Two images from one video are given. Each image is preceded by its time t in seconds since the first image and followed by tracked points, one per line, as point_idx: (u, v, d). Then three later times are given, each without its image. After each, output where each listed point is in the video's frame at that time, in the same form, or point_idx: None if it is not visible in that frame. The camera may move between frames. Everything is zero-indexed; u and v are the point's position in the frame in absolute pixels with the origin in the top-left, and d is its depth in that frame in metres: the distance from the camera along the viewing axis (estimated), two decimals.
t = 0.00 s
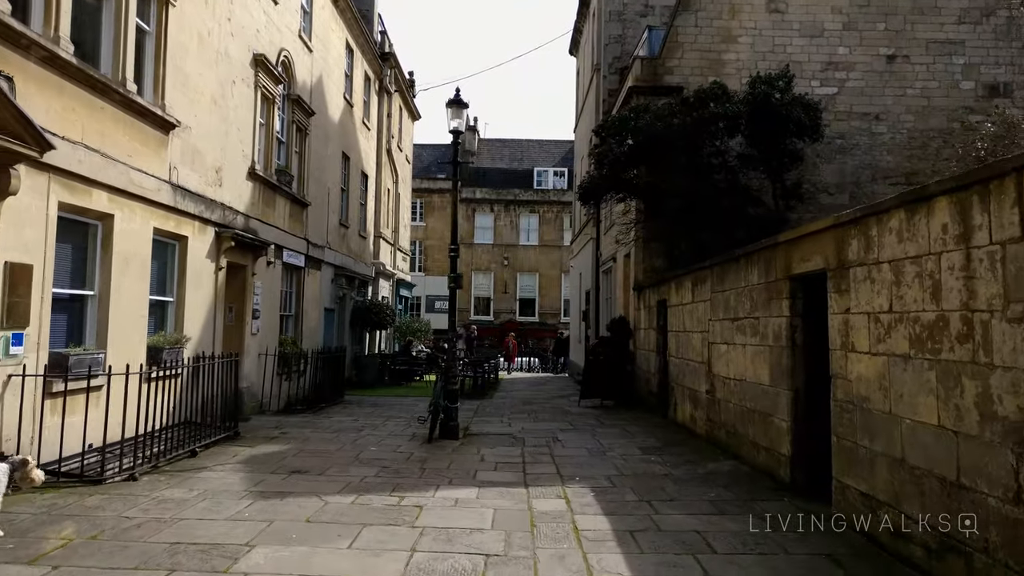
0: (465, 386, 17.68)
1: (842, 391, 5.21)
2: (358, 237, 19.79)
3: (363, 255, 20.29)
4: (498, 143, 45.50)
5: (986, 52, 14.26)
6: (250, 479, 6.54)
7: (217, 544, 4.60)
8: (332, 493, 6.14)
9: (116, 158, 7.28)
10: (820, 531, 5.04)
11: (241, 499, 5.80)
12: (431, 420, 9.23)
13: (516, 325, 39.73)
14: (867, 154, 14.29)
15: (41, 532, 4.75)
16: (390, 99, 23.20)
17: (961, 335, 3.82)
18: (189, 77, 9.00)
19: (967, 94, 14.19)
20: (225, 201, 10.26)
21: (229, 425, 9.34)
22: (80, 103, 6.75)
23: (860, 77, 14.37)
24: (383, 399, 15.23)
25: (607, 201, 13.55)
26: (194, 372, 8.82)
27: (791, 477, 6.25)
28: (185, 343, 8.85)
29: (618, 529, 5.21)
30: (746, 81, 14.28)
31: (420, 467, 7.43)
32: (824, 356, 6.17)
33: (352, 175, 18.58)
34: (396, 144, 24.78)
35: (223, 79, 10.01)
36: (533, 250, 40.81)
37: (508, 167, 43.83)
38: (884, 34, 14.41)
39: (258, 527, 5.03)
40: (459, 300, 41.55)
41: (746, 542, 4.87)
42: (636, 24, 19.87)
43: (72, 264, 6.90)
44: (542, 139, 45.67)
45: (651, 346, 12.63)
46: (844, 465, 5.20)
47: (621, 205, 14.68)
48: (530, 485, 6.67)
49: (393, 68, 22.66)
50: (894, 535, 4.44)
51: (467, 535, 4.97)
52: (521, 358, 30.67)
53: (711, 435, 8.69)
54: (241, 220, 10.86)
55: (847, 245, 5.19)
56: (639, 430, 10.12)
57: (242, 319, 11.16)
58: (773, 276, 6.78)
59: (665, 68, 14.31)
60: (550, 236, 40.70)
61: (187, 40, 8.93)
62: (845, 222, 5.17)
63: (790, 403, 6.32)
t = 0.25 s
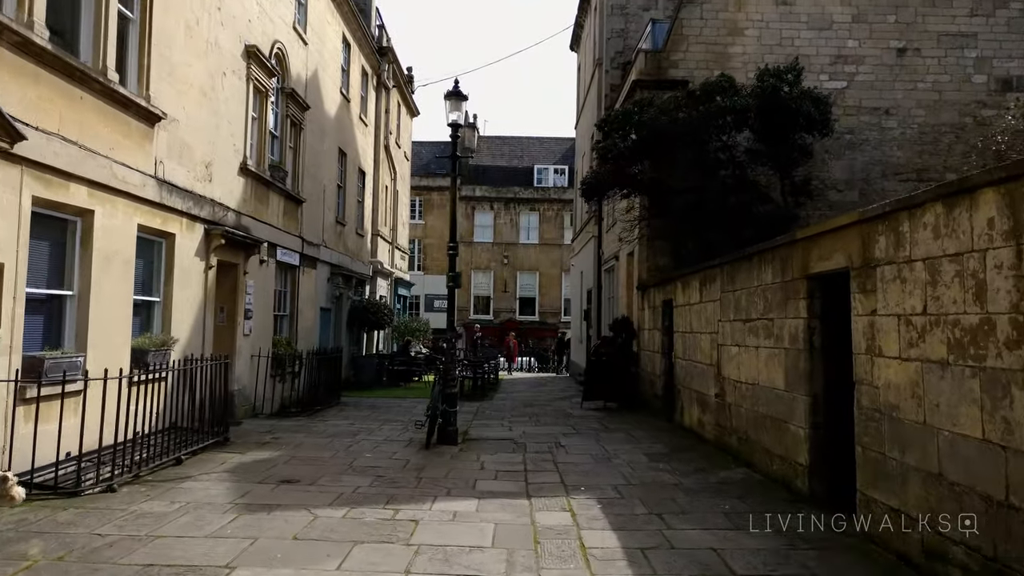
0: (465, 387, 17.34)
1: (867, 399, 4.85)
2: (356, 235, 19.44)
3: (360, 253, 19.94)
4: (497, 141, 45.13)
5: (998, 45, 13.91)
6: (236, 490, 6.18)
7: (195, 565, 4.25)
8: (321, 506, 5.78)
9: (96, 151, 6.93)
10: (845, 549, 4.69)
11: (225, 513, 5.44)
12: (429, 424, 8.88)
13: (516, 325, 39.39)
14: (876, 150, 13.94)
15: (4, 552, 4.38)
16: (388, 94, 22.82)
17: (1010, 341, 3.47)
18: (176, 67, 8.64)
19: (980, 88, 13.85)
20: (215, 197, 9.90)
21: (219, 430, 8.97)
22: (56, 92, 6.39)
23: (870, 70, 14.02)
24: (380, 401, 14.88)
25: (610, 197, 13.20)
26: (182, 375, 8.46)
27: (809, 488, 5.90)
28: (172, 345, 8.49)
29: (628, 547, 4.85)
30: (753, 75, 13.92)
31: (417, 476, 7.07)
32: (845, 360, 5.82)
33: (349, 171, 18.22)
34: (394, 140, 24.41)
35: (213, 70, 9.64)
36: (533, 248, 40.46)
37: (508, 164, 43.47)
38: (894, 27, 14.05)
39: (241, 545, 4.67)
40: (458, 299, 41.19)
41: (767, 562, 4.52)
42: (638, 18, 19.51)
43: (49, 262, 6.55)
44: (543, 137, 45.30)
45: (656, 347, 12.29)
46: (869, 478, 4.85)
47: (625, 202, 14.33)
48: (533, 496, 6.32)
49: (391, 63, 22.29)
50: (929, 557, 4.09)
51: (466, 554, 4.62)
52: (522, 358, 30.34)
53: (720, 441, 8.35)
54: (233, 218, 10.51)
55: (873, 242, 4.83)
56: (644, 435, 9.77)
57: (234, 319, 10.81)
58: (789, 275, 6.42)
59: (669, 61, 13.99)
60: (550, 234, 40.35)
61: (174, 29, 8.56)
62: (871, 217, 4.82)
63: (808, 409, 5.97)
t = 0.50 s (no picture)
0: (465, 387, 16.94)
1: (902, 402, 4.47)
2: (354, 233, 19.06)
3: (358, 252, 19.55)
4: (498, 140, 44.75)
5: (1013, 36, 13.53)
6: (220, 498, 5.79)
7: None
8: (310, 515, 5.39)
9: (73, 138, 6.56)
10: (878, 565, 4.31)
11: (206, 524, 5.05)
12: (427, 427, 8.48)
13: (517, 325, 39.00)
14: (888, 144, 13.55)
15: None
16: (386, 90, 22.44)
17: None
18: (162, 53, 8.26)
19: (995, 81, 13.48)
20: (204, 191, 9.52)
21: (208, 433, 8.57)
22: (29, 75, 6.02)
23: (881, 62, 13.65)
24: (377, 402, 14.49)
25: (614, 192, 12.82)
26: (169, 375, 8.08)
27: (832, 496, 5.52)
28: (158, 344, 8.10)
29: (642, 562, 4.47)
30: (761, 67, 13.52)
31: (414, 483, 6.68)
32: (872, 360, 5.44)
33: (346, 168, 17.83)
34: (393, 137, 24.03)
35: (202, 58, 9.26)
36: (534, 248, 40.07)
37: (508, 163, 43.10)
38: (905, 17, 13.67)
39: (220, 562, 4.28)
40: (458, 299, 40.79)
41: None
42: (641, 12, 19.14)
43: (22, 256, 6.19)
44: (543, 136, 44.93)
45: (662, 347, 11.90)
46: (903, 487, 4.47)
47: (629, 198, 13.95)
48: (537, 505, 5.92)
49: (389, 58, 21.91)
50: None
51: (466, 571, 4.23)
52: (522, 359, 29.95)
53: (732, 445, 7.97)
54: (224, 212, 10.12)
55: (907, 231, 4.45)
56: (651, 438, 9.37)
57: (225, 318, 10.43)
58: (809, 270, 6.04)
59: (675, 53, 13.52)
60: (551, 233, 39.97)
61: (160, 13, 8.18)
62: (906, 204, 4.43)
63: (832, 413, 5.58)
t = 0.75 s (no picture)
0: (464, 390, 16.60)
1: (935, 413, 4.13)
2: (350, 232, 18.72)
3: (355, 252, 19.21)
4: (497, 139, 44.40)
5: None
6: (202, 514, 5.45)
7: None
8: (297, 532, 5.06)
9: (49, 132, 6.22)
10: None
11: (184, 544, 4.71)
12: (424, 434, 8.14)
13: (516, 325, 38.67)
14: (897, 141, 13.21)
15: None
16: (384, 87, 22.10)
17: None
18: (147, 43, 7.92)
19: (1006, 76, 13.18)
20: (193, 188, 9.17)
21: (195, 440, 8.22)
22: (2, 65, 5.68)
23: (890, 56, 13.33)
24: (374, 405, 14.15)
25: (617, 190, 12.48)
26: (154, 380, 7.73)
27: (853, 511, 5.18)
28: (142, 348, 7.75)
29: None
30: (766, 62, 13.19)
31: (409, 495, 6.34)
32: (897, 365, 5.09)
33: (342, 165, 17.49)
34: (391, 135, 23.68)
35: (190, 50, 8.92)
36: (533, 247, 39.73)
37: (507, 162, 42.76)
38: (915, 11, 13.34)
39: None
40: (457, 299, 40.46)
41: None
42: (643, 7, 18.82)
43: None
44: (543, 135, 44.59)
45: (666, 349, 11.57)
46: (936, 505, 4.12)
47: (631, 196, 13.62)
48: (539, 519, 5.58)
49: (387, 55, 21.58)
50: None
51: None
52: (522, 360, 29.62)
53: (742, 452, 7.63)
54: (213, 210, 9.77)
55: (942, 228, 4.10)
56: (656, 444, 9.04)
57: (215, 320, 10.09)
58: (828, 269, 5.70)
59: (679, 48, 13.18)
60: (551, 233, 39.63)
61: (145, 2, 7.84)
62: (940, 198, 4.09)
63: (852, 422, 5.24)
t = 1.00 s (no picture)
0: (461, 391, 16.21)
1: (979, 417, 3.75)
2: (346, 230, 18.34)
3: (351, 250, 18.82)
4: (496, 137, 44.02)
5: None
6: (178, 527, 5.06)
7: None
8: (279, 547, 4.67)
9: (19, 117, 5.83)
10: None
11: (154, 560, 4.32)
12: (419, 438, 7.75)
13: (515, 325, 38.28)
14: (907, 135, 12.84)
15: None
16: (380, 83, 21.72)
17: None
18: (128, 27, 7.53)
19: (1019, 68, 12.82)
20: (178, 180, 8.78)
21: (179, 444, 7.81)
22: None
23: (899, 48, 12.97)
24: (369, 407, 13.76)
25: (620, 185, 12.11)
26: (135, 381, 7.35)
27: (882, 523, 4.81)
28: (122, 348, 7.36)
29: None
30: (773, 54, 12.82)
31: (402, 504, 5.95)
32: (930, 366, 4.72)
33: (337, 161, 17.10)
34: (388, 132, 23.28)
35: (174, 36, 8.53)
36: (532, 247, 39.34)
37: (506, 161, 42.39)
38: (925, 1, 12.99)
39: None
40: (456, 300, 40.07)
41: None
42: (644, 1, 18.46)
43: None
44: (542, 134, 44.21)
45: (671, 349, 11.19)
46: (980, 518, 3.74)
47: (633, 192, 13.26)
48: (541, 531, 5.19)
49: (383, 50, 21.21)
50: None
51: None
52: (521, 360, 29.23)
53: (755, 457, 7.27)
54: (201, 204, 9.38)
55: (987, 214, 3.73)
56: (662, 449, 8.65)
57: (203, 319, 9.70)
58: (850, 263, 5.32)
59: (683, 39, 12.78)
60: (550, 232, 39.25)
61: None
62: (985, 181, 3.71)
63: (880, 426, 4.87)
